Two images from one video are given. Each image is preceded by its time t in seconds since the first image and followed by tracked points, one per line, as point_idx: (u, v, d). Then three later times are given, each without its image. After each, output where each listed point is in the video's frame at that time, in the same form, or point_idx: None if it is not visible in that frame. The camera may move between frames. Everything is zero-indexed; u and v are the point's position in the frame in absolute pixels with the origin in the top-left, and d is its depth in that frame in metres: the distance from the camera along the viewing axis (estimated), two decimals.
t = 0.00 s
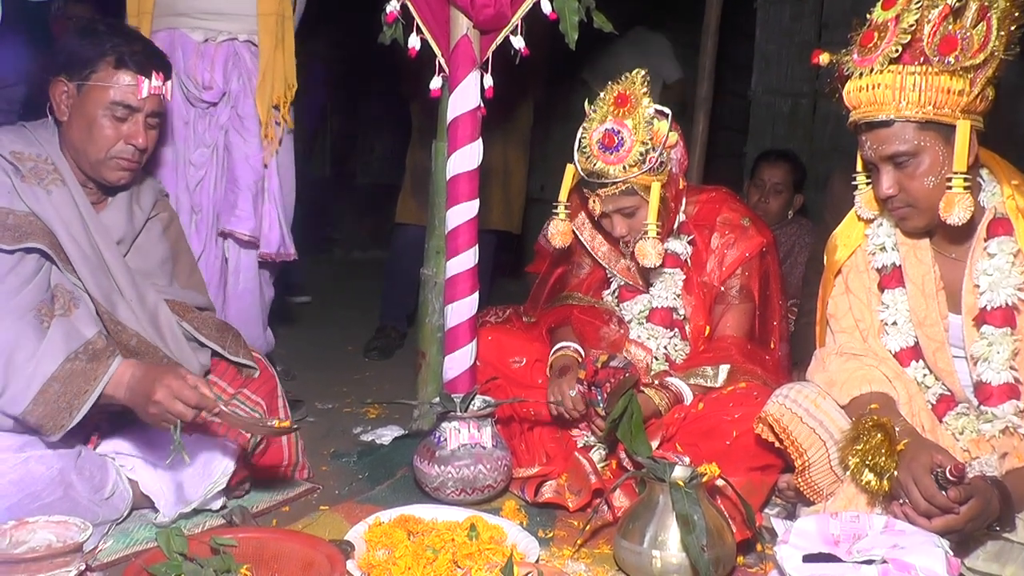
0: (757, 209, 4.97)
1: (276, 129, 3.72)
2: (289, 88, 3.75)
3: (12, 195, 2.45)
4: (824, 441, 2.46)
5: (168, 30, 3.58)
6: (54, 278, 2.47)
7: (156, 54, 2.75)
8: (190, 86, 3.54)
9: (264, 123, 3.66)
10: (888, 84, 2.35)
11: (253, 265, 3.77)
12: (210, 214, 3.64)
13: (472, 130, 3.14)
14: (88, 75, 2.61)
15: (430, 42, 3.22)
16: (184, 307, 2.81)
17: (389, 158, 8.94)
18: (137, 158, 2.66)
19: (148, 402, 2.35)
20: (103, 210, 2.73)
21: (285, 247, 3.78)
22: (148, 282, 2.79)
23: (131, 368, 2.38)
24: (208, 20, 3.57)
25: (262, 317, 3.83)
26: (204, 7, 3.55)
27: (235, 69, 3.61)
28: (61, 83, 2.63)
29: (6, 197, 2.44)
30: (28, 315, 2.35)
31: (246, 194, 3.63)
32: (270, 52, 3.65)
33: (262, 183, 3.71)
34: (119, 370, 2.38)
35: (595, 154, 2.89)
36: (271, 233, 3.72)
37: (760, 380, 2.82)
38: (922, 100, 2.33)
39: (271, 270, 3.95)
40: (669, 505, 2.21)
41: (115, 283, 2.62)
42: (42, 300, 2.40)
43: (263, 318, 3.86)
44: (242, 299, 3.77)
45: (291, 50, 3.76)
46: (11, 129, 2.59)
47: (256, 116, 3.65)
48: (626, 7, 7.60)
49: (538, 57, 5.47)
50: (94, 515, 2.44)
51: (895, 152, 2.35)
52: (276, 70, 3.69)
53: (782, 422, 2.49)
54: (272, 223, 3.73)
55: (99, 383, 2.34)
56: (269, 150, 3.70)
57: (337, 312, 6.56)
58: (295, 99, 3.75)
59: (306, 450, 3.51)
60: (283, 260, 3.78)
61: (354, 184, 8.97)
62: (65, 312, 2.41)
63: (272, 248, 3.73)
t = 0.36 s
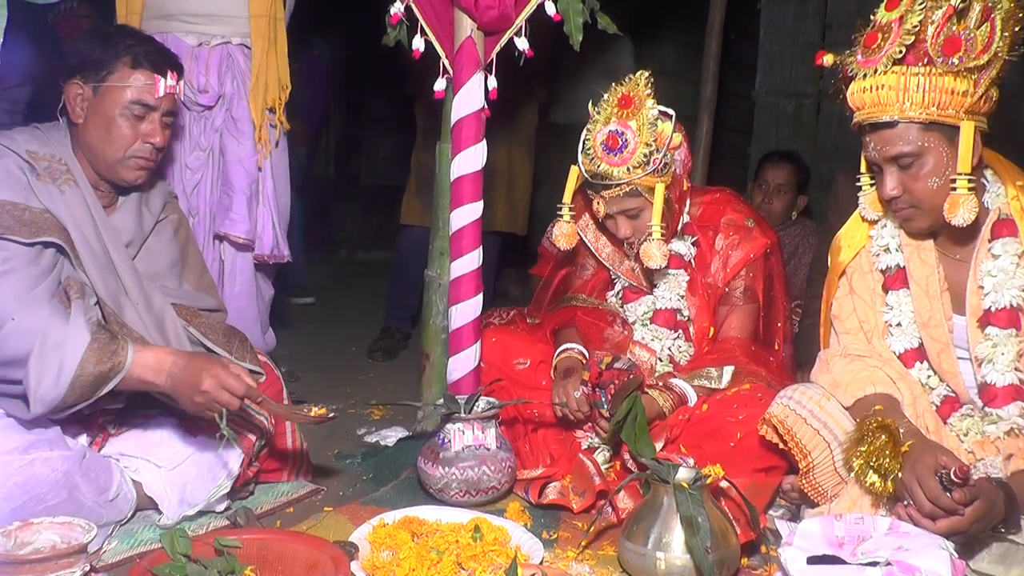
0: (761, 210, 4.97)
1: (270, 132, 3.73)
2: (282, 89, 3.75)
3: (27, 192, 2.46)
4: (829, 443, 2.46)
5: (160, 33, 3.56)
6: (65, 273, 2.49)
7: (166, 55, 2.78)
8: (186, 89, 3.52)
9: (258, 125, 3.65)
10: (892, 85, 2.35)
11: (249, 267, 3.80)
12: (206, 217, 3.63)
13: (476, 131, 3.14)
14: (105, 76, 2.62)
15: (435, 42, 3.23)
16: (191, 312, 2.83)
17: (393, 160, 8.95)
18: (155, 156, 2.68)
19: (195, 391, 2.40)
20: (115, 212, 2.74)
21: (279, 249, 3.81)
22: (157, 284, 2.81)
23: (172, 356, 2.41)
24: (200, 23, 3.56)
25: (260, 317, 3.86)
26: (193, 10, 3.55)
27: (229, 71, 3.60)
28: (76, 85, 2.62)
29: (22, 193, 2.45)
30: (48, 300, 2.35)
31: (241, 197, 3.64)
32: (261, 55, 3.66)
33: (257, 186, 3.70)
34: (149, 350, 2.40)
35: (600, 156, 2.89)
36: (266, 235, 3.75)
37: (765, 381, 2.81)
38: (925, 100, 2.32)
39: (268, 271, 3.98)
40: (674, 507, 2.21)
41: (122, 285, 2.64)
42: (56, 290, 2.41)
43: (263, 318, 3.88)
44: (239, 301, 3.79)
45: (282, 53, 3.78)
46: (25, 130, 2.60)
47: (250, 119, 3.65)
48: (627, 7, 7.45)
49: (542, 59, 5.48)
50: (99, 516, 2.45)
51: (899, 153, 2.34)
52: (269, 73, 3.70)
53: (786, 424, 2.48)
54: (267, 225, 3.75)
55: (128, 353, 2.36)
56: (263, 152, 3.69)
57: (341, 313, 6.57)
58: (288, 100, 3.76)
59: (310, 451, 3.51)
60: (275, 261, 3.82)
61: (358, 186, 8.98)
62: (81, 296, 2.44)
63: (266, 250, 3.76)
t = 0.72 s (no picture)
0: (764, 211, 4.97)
1: (276, 133, 3.73)
2: (287, 90, 3.77)
3: (48, 199, 2.46)
4: (831, 445, 2.46)
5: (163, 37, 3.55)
6: (82, 282, 2.49)
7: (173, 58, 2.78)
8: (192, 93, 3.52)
9: (264, 128, 3.66)
10: (895, 87, 2.35)
11: (253, 269, 3.78)
12: (213, 220, 3.63)
13: (479, 132, 3.14)
14: (131, 87, 2.62)
15: (437, 43, 3.23)
16: (201, 323, 2.84)
17: (396, 161, 8.96)
18: (176, 166, 2.70)
19: (216, 403, 2.43)
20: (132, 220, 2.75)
21: (290, 249, 3.82)
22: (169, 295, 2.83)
23: (193, 368, 2.43)
24: (207, 27, 3.56)
25: (266, 320, 3.84)
26: (193, 11, 3.55)
27: (234, 74, 3.60)
28: (99, 94, 2.63)
29: (44, 200, 2.44)
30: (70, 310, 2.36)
31: (248, 198, 3.63)
32: (266, 57, 3.66)
33: (263, 186, 3.71)
34: (171, 361, 2.43)
35: (602, 156, 2.89)
36: (274, 235, 3.76)
37: (767, 383, 2.80)
38: (928, 102, 2.32)
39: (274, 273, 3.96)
40: (676, 508, 2.20)
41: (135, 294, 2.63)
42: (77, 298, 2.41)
43: (266, 321, 3.86)
44: (244, 304, 3.77)
45: (286, 52, 3.78)
46: (45, 135, 2.59)
47: (256, 122, 3.65)
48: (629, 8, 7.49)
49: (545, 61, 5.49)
50: (102, 517, 2.46)
51: (901, 155, 2.34)
52: (275, 75, 3.71)
53: (789, 425, 2.48)
54: (277, 226, 3.76)
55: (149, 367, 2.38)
56: (268, 154, 3.70)
57: (344, 314, 6.58)
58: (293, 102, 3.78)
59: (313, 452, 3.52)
60: (287, 263, 3.83)
61: (361, 186, 8.99)
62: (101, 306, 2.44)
63: (277, 251, 3.77)
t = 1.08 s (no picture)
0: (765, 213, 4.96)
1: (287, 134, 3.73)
2: (301, 94, 3.79)
3: (52, 199, 2.46)
4: (832, 445, 2.45)
5: (178, 39, 3.55)
6: (85, 279, 2.51)
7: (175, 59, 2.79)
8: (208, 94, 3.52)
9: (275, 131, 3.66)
10: (901, 84, 2.34)
11: (263, 273, 3.77)
12: (224, 221, 3.64)
13: (481, 133, 3.14)
14: (133, 88, 2.62)
15: (438, 44, 3.23)
16: (202, 323, 2.85)
17: (398, 161, 8.96)
18: (176, 168, 2.70)
19: (216, 404, 2.42)
20: (134, 220, 2.75)
21: (297, 254, 3.77)
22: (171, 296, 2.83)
23: (195, 368, 2.43)
24: (223, 28, 3.55)
25: (273, 324, 3.80)
26: (207, 11, 3.53)
27: (249, 76, 3.59)
28: (102, 95, 2.63)
29: (47, 200, 2.44)
30: (73, 308, 2.36)
31: (251, 201, 3.61)
32: (280, 59, 3.65)
33: (267, 189, 3.67)
34: (174, 361, 2.43)
35: (604, 157, 2.89)
36: (279, 237, 3.69)
37: (770, 384, 2.80)
38: (934, 99, 2.31)
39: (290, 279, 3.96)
40: (678, 510, 2.20)
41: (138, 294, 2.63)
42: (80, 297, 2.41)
43: (275, 324, 3.82)
44: (253, 306, 3.75)
45: (300, 54, 3.78)
46: (48, 136, 2.59)
47: (267, 124, 3.64)
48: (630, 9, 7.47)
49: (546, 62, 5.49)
50: (103, 518, 2.46)
51: (908, 152, 2.34)
52: (289, 76, 3.71)
53: (790, 426, 2.47)
54: (284, 227, 3.70)
55: (150, 366, 2.38)
56: (277, 157, 3.69)
57: (346, 315, 6.58)
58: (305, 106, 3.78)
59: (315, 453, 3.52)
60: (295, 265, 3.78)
61: (362, 187, 8.99)
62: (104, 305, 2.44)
63: (283, 253, 3.70)
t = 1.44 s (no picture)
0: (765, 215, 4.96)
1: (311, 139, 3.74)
2: (324, 99, 3.76)
3: (49, 198, 2.46)
4: (829, 445, 2.45)
5: (203, 39, 3.58)
6: (86, 278, 2.50)
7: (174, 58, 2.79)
8: (229, 95, 3.53)
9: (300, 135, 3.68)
10: (902, 84, 2.34)
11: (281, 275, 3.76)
12: (242, 222, 3.63)
13: (481, 135, 3.14)
14: (130, 87, 2.62)
15: (440, 48, 3.23)
16: (201, 322, 2.85)
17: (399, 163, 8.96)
18: (174, 166, 2.71)
19: (211, 409, 2.39)
20: (132, 220, 2.76)
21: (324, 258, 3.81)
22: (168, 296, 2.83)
23: (193, 373, 2.42)
24: (247, 31, 3.59)
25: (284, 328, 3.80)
26: (232, 14, 3.57)
27: (272, 78, 3.63)
28: (98, 94, 2.63)
29: (44, 199, 2.44)
30: (72, 306, 2.36)
31: (282, 202, 3.63)
32: (306, 63, 3.67)
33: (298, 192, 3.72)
34: (173, 363, 2.43)
35: (605, 158, 2.89)
36: (309, 242, 3.75)
37: (769, 386, 2.80)
38: (935, 96, 2.32)
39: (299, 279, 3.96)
40: (677, 511, 2.20)
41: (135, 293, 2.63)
42: (79, 296, 2.41)
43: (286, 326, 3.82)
44: (265, 308, 3.74)
45: (324, 60, 3.79)
46: (45, 135, 2.59)
47: (292, 127, 3.67)
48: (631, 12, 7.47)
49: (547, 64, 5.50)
50: (102, 518, 2.46)
51: (912, 151, 2.33)
52: (313, 82, 3.71)
53: (789, 424, 2.49)
54: (312, 231, 3.76)
55: (149, 366, 2.39)
56: (303, 161, 3.71)
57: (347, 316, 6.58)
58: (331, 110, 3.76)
59: (315, 454, 3.52)
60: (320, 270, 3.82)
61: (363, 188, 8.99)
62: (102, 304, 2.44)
63: (311, 258, 3.76)
